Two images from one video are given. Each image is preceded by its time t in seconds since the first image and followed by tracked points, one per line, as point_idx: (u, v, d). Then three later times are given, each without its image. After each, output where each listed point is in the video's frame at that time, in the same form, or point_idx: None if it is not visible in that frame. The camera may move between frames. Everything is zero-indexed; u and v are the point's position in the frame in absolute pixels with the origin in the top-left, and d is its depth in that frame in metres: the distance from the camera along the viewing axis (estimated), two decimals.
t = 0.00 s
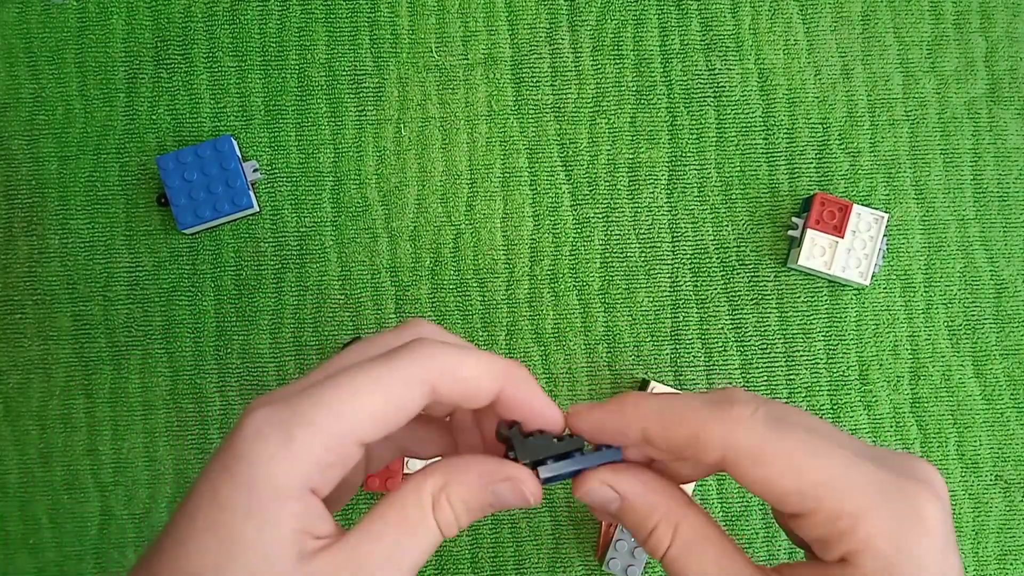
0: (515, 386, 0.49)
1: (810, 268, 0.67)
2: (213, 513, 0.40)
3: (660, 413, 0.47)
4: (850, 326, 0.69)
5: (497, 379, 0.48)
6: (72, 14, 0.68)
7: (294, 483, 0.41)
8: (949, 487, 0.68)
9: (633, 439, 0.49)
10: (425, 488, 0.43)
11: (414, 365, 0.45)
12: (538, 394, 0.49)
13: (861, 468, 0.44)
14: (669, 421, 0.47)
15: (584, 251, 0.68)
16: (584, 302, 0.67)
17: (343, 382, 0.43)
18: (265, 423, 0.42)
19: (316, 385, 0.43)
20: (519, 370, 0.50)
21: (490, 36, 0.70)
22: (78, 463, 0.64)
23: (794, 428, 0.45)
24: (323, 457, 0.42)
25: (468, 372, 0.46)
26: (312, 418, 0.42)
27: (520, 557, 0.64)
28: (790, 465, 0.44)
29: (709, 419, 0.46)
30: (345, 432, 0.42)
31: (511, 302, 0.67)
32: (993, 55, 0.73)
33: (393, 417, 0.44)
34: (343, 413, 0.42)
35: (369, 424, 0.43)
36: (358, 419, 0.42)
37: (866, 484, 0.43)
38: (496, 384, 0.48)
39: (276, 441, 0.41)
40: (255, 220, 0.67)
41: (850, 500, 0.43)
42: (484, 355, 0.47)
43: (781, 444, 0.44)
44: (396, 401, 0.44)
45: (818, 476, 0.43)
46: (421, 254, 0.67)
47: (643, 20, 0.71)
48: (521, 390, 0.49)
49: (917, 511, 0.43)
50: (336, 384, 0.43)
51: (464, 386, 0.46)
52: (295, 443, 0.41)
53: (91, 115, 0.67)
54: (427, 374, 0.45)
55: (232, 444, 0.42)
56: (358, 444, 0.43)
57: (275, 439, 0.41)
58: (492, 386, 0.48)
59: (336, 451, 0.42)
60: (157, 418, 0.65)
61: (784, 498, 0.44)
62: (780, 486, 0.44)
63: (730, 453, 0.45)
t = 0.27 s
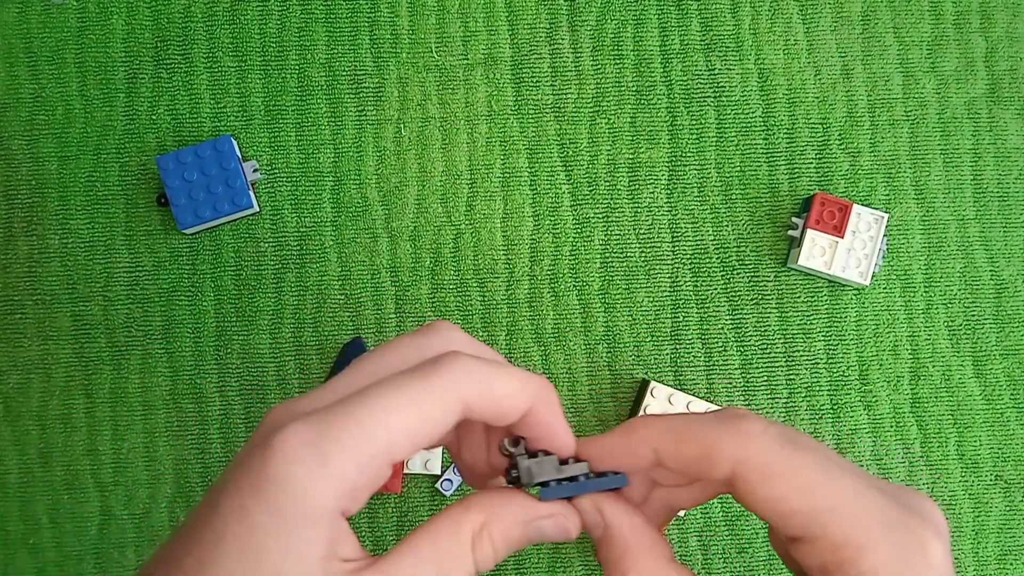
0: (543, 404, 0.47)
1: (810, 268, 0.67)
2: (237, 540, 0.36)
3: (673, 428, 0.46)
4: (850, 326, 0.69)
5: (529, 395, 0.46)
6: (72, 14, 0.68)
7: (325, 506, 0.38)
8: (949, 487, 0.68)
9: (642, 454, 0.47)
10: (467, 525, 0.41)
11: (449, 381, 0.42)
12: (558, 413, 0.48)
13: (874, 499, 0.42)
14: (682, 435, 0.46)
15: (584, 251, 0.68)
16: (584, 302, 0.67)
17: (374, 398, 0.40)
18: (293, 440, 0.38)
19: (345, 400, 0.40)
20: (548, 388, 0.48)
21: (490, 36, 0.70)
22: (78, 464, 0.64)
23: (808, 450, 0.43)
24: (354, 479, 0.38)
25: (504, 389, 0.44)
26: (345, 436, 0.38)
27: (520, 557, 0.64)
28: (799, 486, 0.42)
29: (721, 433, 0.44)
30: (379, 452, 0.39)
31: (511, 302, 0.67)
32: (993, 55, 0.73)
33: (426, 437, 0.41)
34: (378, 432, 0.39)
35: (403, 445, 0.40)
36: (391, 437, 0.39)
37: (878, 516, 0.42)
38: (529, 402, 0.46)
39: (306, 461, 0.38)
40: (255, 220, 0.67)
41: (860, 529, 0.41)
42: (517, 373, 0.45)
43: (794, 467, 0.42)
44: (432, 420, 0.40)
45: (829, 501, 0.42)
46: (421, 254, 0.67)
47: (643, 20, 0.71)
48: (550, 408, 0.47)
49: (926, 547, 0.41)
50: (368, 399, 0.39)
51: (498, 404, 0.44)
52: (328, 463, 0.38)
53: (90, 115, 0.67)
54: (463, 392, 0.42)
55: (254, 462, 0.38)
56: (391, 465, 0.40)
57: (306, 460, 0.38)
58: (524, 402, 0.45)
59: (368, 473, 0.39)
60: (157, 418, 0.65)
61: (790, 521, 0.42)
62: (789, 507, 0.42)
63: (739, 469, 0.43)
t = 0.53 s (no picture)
0: (572, 432, 0.44)
1: (810, 268, 0.67)
2: None
3: (702, 421, 0.46)
4: (850, 326, 0.69)
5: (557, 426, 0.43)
6: (72, 14, 0.68)
7: (341, 549, 0.36)
8: (949, 487, 0.68)
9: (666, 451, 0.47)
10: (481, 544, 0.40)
11: (471, 412, 0.40)
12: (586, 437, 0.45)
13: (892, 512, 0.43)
14: (711, 427, 0.46)
15: (584, 251, 0.68)
16: (584, 302, 0.67)
17: (393, 432, 0.38)
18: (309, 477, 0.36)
19: (362, 433, 0.38)
20: (573, 407, 0.45)
21: (490, 36, 0.70)
22: (78, 464, 0.64)
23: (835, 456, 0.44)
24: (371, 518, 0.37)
25: (526, 416, 0.42)
26: (363, 474, 0.36)
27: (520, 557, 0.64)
28: (822, 486, 0.42)
29: (751, 426, 0.45)
30: (397, 490, 0.37)
31: (511, 302, 0.67)
32: (993, 55, 0.73)
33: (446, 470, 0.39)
34: (396, 471, 0.37)
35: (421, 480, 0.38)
36: (410, 476, 0.37)
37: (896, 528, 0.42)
38: (553, 427, 0.43)
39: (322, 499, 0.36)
40: (255, 220, 0.67)
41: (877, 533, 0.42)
42: (541, 396, 0.43)
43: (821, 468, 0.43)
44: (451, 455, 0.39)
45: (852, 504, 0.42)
46: (421, 254, 0.67)
47: (643, 20, 0.71)
48: (575, 430, 0.45)
49: (936, 561, 0.42)
50: (386, 434, 0.38)
51: (522, 432, 0.42)
52: (344, 502, 0.36)
53: (90, 115, 0.67)
54: (486, 422, 0.40)
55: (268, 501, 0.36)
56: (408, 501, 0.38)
57: (322, 498, 0.36)
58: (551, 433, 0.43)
59: (385, 511, 0.37)
60: (157, 418, 0.65)
61: (807, 519, 0.43)
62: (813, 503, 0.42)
63: (769, 462, 0.44)
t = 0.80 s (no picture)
0: (579, 436, 0.43)
1: (810, 268, 0.67)
2: None
3: (708, 442, 0.45)
4: (850, 326, 0.69)
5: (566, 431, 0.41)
6: (72, 14, 0.68)
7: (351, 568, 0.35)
8: (949, 487, 0.68)
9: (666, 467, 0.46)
10: (465, 521, 0.42)
11: (478, 426, 0.38)
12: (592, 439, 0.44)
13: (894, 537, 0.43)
14: (716, 451, 0.44)
15: (584, 251, 0.68)
16: (584, 302, 0.67)
17: (399, 448, 0.36)
18: (310, 501, 0.35)
19: (364, 451, 0.36)
20: (582, 411, 0.43)
21: (490, 36, 0.70)
22: (78, 464, 0.64)
23: (842, 481, 0.43)
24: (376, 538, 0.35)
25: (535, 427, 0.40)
26: (369, 494, 0.35)
27: (520, 557, 0.64)
28: (829, 513, 0.41)
29: (758, 450, 0.43)
30: (404, 508, 0.36)
31: (511, 302, 0.67)
32: (993, 55, 0.73)
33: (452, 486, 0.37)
34: (401, 490, 0.35)
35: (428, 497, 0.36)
36: (418, 492, 0.36)
37: (900, 554, 0.42)
38: (561, 436, 0.41)
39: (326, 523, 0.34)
40: (255, 220, 0.67)
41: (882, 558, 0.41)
42: (550, 401, 0.41)
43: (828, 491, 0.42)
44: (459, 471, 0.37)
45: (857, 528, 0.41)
46: (421, 254, 0.67)
47: (643, 20, 0.71)
48: (583, 435, 0.43)
49: None
50: (389, 451, 0.36)
51: (530, 442, 0.40)
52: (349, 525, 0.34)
53: (90, 115, 0.67)
54: (494, 436, 0.38)
55: (269, 523, 0.34)
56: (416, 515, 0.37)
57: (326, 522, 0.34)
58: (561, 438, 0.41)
59: (395, 528, 0.36)
60: (157, 418, 0.65)
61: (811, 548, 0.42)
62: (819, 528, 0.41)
63: (777, 485, 0.42)
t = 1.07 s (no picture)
0: (552, 404, 0.45)
1: (810, 268, 0.67)
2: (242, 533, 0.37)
3: (679, 459, 0.45)
4: (850, 326, 0.69)
5: (535, 391, 0.45)
6: (72, 13, 0.68)
7: (331, 511, 0.38)
8: (949, 487, 0.68)
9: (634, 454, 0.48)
10: (464, 533, 0.40)
11: (444, 373, 0.42)
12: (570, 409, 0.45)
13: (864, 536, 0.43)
14: (686, 464, 0.44)
15: (584, 251, 0.68)
16: (584, 302, 0.67)
17: (376, 397, 0.40)
18: (297, 442, 0.39)
19: (343, 406, 0.40)
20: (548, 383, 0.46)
21: (490, 36, 0.70)
22: (78, 464, 0.64)
23: (810, 473, 0.44)
24: (353, 484, 0.39)
25: (494, 383, 0.44)
26: (348, 436, 0.39)
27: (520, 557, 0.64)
28: (803, 514, 0.42)
29: (726, 458, 0.43)
30: (381, 450, 0.39)
31: (511, 302, 0.67)
32: (993, 55, 0.73)
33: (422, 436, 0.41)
34: (380, 429, 0.39)
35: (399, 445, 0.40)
36: (392, 435, 0.40)
37: (870, 541, 0.42)
38: (522, 397, 0.44)
39: (306, 467, 0.38)
40: (255, 220, 0.67)
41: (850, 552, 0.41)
42: (516, 363, 0.45)
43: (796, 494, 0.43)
44: (426, 421, 0.41)
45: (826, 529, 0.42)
46: (421, 254, 0.67)
47: (643, 20, 0.71)
48: (551, 402, 0.45)
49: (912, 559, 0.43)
50: (365, 400, 0.40)
51: (491, 395, 0.44)
52: (329, 470, 0.38)
53: (90, 115, 0.67)
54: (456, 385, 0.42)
55: (260, 470, 0.38)
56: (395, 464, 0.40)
57: (306, 467, 0.38)
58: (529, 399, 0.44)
59: (373, 472, 0.39)
60: (157, 418, 0.65)
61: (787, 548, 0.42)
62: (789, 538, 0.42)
63: (746, 489, 0.43)
